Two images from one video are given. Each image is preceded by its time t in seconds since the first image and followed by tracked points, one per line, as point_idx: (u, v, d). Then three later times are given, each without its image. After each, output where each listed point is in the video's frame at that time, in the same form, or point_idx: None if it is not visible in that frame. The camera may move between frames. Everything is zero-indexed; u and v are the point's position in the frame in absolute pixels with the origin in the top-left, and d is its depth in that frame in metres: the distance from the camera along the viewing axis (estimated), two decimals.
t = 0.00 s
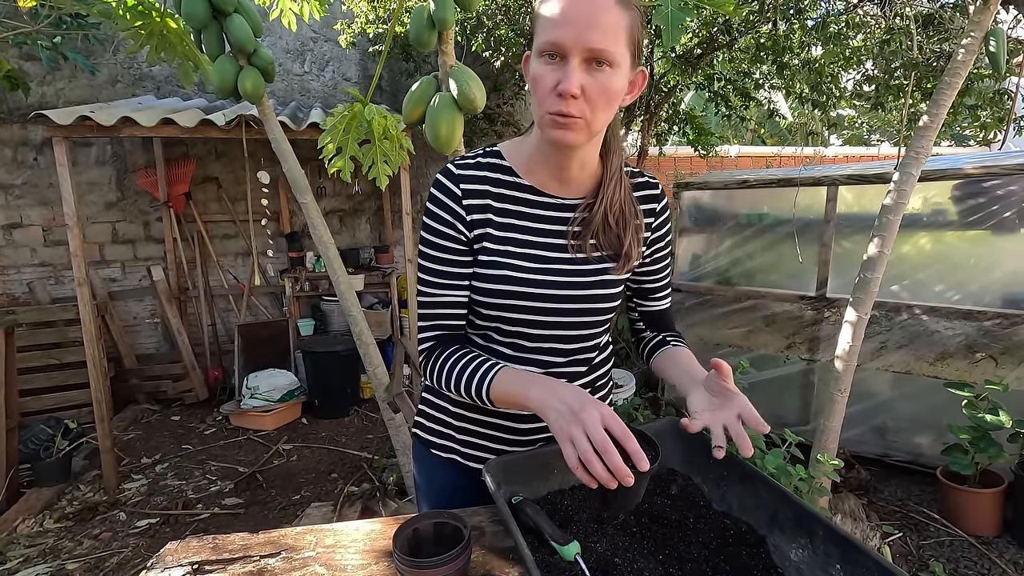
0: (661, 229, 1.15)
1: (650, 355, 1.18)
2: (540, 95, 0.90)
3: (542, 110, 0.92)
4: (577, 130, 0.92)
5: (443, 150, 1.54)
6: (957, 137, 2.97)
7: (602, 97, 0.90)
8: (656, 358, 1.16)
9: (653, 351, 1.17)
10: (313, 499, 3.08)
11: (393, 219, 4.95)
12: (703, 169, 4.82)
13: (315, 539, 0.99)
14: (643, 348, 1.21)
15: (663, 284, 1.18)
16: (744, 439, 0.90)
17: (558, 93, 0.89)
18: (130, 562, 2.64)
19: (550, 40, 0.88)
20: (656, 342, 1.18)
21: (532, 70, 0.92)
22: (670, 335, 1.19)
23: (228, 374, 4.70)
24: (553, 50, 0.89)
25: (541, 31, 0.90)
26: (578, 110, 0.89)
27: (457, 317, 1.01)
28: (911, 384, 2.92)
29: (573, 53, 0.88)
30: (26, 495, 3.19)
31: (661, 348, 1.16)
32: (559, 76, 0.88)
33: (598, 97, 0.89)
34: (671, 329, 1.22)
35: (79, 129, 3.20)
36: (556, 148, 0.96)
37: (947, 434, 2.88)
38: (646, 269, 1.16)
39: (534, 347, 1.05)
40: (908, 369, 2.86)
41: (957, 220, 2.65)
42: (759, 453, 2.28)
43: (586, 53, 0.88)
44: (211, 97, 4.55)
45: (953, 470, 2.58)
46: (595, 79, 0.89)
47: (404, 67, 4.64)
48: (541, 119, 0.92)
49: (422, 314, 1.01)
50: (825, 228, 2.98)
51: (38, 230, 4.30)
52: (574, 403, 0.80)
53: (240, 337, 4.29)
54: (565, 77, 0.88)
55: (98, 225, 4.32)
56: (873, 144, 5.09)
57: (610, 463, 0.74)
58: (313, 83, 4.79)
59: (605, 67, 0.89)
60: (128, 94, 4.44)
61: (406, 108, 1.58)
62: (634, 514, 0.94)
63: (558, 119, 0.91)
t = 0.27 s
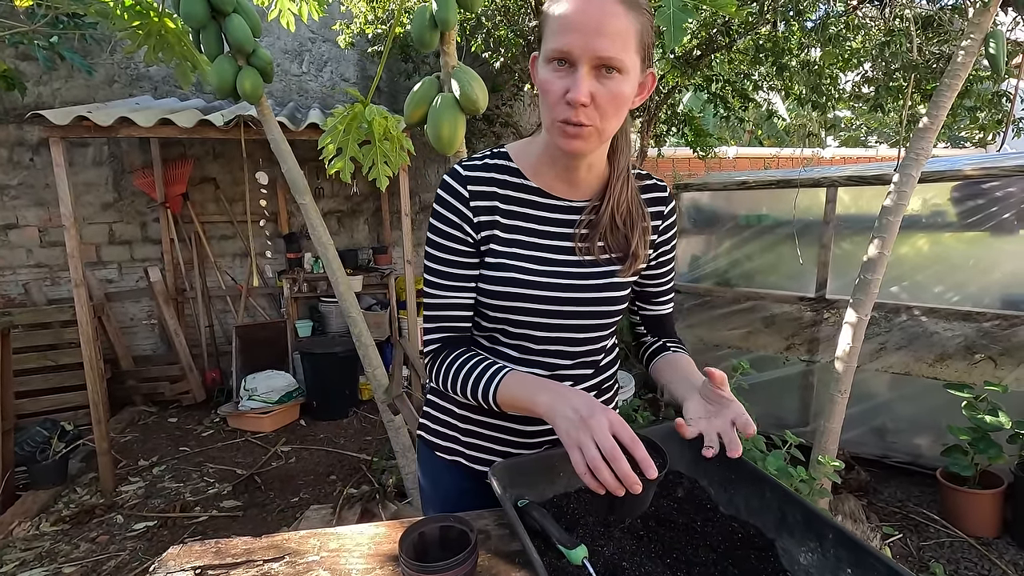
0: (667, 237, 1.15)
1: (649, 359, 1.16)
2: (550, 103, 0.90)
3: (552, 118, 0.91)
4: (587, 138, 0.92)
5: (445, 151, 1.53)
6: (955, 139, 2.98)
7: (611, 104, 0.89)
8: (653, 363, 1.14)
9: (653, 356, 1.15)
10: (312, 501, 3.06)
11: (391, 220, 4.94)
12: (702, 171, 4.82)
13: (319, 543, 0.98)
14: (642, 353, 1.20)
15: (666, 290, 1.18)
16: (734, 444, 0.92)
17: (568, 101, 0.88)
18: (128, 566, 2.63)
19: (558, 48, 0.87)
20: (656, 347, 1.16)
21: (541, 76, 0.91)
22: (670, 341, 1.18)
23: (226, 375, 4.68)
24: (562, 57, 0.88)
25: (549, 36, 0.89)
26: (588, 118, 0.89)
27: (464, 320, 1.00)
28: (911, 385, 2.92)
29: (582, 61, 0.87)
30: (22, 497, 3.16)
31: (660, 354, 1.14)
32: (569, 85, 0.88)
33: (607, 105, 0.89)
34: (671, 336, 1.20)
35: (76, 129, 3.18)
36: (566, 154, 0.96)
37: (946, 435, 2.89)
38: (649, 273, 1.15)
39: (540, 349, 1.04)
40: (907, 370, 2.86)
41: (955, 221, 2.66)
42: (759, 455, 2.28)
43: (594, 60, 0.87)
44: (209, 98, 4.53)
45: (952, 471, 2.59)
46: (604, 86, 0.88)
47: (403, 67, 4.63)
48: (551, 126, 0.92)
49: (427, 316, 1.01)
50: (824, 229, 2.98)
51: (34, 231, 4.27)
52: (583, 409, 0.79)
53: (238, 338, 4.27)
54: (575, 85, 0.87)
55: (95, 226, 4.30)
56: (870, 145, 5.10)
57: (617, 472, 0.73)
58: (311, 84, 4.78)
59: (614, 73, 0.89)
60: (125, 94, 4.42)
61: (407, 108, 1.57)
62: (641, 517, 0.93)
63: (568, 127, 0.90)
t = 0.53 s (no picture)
0: (676, 231, 1.16)
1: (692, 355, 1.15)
2: (576, 107, 0.88)
3: (575, 122, 0.90)
4: (608, 144, 0.92)
5: (447, 152, 1.52)
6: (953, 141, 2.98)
7: (635, 113, 0.90)
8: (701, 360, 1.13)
9: (695, 350, 1.14)
10: (311, 504, 3.05)
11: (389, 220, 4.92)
12: (700, 172, 4.82)
13: (322, 548, 0.97)
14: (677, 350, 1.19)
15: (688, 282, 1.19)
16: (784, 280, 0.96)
17: (599, 108, 0.87)
18: (125, 569, 2.61)
19: (592, 53, 0.85)
20: (691, 339, 1.16)
21: (565, 79, 0.88)
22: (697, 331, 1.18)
23: (223, 377, 4.66)
24: (593, 63, 0.86)
25: (577, 39, 0.87)
26: (615, 125, 0.89)
27: (466, 321, 1.00)
28: (910, 386, 2.93)
29: (614, 68, 0.86)
30: (18, 500, 3.14)
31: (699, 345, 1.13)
32: (601, 92, 0.87)
33: (634, 114, 0.89)
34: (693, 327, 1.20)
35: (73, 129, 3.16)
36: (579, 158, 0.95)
37: (946, 436, 2.89)
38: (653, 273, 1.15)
39: (544, 350, 1.03)
40: (906, 371, 2.86)
41: (955, 222, 2.66)
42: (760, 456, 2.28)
43: (627, 69, 0.87)
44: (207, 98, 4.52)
45: (952, 472, 2.59)
46: (632, 95, 0.89)
47: (401, 68, 4.62)
48: (574, 130, 0.90)
49: (430, 319, 1.00)
50: (824, 230, 2.99)
51: (30, 232, 4.25)
52: (588, 412, 0.78)
53: (235, 340, 4.25)
54: (608, 92, 0.86)
55: (91, 227, 4.27)
56: (868, 147, 5.12)
57: (624, 474, 0.72)
58: (309, 84, 4.77)
59: (640, 82, 0.89)
60: (122, 94, 4.40)
61: (410, 109, 1.56)
62: (647, 521, 0.93)
63: (594, 133, 0.90)
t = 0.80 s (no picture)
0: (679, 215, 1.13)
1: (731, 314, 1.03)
2: (581, 113, 0.87)
3: (579, 127, 0.89)
4: (610, 148, 0.91)
5: (448, 152, 1.51)
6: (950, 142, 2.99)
7: (637, 118, 0.90)
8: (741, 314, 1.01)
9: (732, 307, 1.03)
10: (309, 506, 3.04)
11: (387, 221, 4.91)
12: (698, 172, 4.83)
13: (324, 551, 0.96)
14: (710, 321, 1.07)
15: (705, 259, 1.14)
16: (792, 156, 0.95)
17: (604, 114, 0.86)
18: (122, 572, 2.59)
19: (598, 59, 0.84)
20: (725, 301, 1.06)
21: (570, 83, 0.86)
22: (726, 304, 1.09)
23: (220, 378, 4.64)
24: (599, 68, 0.85)
25: (582, 44, 0.85)
26: (619, 130, 0.89)
27: (468, 323, 0.99)
28: (908, 386, 2.93)
29: (620, 74, 0.85)
30: (13, 503, 3.12)
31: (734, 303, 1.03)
32: (607, 98, 0.86)
33: (637, 119, 0.89)
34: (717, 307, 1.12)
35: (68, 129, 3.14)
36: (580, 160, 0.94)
37: (944, 436, 2.90)
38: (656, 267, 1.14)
39: (548, 349, 1.03)
40: (905, 371, 2.87)
41: (953, 223, 2.66)
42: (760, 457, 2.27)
43: (631, 75, 0.86)
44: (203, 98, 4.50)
45: (951, 472, 2.59)
46: (636, 100, 0.88)
47: (399, 68, 4.61)
48: (578, 135, 0.89)
49: (430, 322, 0.99)
50: (822, 231, 2.99)
51: (25, 232, 4.22)
52: (600, 404, 0.77)
53: (232, 341, 4.23)
54: (613, 99, 0.85)
55: (87, 227, 4.25)
56: (865, 148, 5.14)
57: (640, 463, 0.72)
58: (307, 84, 4.75)
59: (643, 87, 0.89)
60: (118, 94, 4.38)
61: (410, 109, 1.55)
62: (653, 524, 0.92)
63: (598, 138, 0.89)
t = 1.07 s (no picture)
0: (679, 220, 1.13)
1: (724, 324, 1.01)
2: (579, 114, 0.86)
3: (577, 129, 0.88)
4: (609, 149, 0.90)
5: (448, 153, 1.50)
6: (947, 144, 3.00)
7: (636, 118, 0.89)
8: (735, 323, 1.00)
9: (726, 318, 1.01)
10: (307, 508, 3.02)
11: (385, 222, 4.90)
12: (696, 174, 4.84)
13: (325, 556, 0.95)
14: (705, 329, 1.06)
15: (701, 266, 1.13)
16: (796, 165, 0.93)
17: (602, 115, 0.86)
18: None
19: (596, 60, 0.83)
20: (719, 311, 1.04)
21: (567, 85, 0.86)
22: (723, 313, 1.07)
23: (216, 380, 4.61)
24: (597, 70, 0.84)
25: (580, 45, 0.84)
26: (617, 132, 0.88)
27: (467, 324, 0.98)
28: (907, 387, 2.94)
29: (618, 75, 0.84)
30: (7, 506, 3.09)
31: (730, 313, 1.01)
32: (604, 99, 0.85)
33: (635, 120, 0.88)
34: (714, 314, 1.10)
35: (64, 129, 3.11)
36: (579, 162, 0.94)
37: (942, 437, 2.90)
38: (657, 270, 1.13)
39: (548, 350, 1.02)
40: (903, 372, 2.87)
41: (951, 224, 2.66)
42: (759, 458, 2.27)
43: (629, 75, 0.85)
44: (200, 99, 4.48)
45: (949, 473, 2.60)
46: (634, 101, 0.87)
47: (397, 69, 4.60)
48: (576, 136, 0.89)
49: (429, 324, 0.98)
50: (820, 232, 2.99)
51: (19, 233, 4.19)
52: (600, 407, 0.77)
53: (229, 342, 4.21)
54: (611, 100, 0.85)
55: (82, 228, 4.23)
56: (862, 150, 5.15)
57: (641, 467, 0.71)
58: (304, 85, 4.74)
59: (642, 87, 0.88)
60: (114, 95, 4.36)
61: (410, 110, 1.55)
62: (657, 527, 0.91)
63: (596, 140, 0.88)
